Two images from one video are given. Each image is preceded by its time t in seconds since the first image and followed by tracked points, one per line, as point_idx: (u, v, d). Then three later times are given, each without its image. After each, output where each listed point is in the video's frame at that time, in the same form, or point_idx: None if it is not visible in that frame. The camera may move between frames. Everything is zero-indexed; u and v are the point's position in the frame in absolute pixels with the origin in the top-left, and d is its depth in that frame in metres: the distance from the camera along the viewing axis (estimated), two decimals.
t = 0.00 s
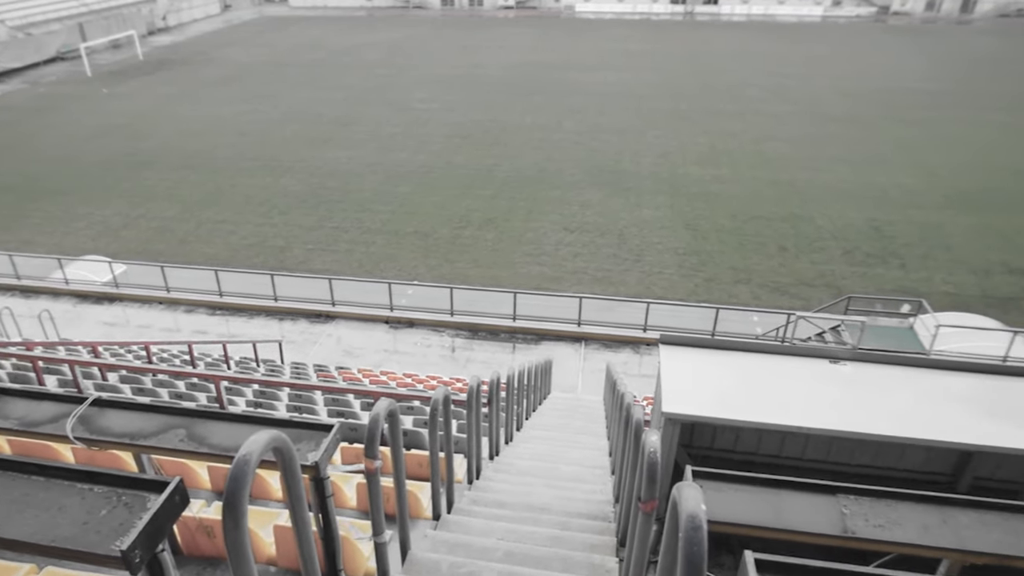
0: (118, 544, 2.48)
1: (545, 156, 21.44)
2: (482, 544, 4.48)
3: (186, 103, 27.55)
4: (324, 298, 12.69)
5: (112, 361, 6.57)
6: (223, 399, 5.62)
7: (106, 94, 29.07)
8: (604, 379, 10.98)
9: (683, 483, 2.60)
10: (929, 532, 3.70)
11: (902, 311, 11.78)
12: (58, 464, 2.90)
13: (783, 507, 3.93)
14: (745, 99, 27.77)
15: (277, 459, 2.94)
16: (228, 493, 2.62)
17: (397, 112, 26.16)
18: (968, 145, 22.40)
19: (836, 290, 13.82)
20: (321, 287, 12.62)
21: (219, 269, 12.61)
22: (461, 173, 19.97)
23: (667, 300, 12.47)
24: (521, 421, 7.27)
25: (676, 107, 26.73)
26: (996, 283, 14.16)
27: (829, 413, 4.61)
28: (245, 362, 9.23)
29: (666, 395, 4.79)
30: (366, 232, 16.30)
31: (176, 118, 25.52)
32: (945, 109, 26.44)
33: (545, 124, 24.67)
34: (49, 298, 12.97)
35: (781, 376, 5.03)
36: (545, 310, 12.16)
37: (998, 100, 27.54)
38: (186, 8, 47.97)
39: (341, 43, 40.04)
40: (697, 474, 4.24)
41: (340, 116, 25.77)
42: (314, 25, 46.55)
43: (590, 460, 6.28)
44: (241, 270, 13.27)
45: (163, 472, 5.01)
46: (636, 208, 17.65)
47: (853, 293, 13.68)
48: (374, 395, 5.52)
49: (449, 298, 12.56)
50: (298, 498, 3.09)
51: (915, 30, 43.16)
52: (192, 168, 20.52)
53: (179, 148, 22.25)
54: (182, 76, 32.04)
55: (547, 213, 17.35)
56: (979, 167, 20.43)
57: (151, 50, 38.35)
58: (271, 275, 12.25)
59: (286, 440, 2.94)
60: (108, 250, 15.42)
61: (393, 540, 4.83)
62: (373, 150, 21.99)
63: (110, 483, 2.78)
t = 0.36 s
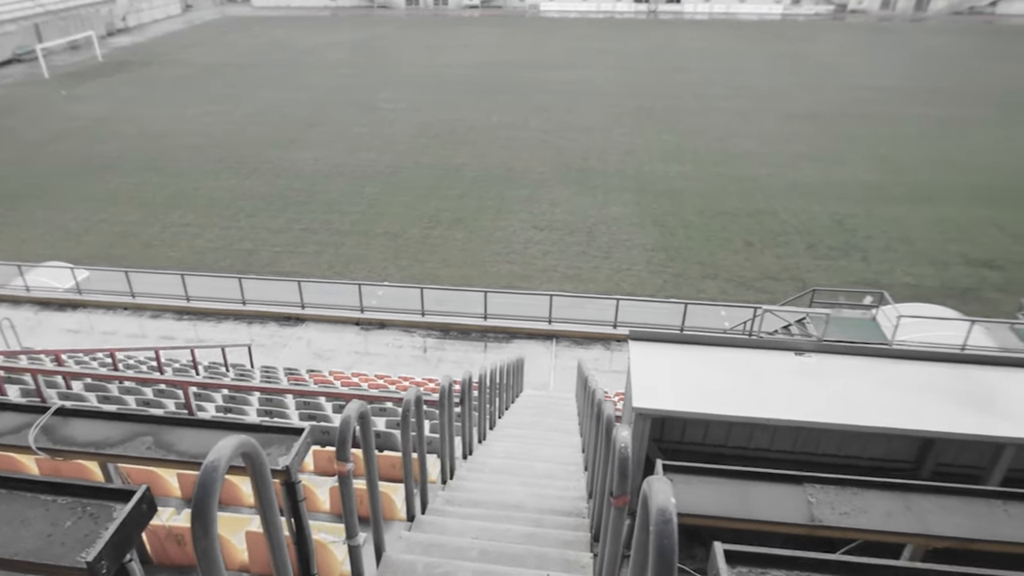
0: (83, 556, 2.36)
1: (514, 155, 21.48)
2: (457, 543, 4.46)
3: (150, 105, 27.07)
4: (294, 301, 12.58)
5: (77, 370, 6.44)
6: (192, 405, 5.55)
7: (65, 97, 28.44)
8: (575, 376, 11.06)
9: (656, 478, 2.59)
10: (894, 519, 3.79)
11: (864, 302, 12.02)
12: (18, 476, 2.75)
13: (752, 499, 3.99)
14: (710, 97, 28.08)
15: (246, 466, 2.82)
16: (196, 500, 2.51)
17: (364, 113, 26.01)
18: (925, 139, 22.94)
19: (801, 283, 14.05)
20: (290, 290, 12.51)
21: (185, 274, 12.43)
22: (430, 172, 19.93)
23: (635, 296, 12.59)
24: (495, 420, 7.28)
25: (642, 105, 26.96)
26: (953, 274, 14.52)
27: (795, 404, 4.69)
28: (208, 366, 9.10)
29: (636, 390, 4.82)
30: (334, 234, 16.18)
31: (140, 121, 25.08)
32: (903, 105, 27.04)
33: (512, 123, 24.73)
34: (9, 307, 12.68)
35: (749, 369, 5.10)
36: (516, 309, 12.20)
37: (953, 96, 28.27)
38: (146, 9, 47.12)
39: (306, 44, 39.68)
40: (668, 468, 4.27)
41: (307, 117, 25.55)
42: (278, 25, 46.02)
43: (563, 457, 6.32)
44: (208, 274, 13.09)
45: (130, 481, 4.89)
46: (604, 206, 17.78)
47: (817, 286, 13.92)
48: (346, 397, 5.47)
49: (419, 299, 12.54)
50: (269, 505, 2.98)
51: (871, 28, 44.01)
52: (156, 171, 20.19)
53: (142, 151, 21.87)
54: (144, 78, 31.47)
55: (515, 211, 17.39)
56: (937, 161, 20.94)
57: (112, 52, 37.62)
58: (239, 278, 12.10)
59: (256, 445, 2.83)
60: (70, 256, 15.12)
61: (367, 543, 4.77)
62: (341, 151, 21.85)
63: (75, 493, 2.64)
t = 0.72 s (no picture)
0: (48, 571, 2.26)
1: (483, 154, 21.49)
2: (432, 543, 4.44)
3: (112, 108, 26.53)
4: (263, 305, 12.47)
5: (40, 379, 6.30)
6: (161, 412, 5.45)
7: (23, 100, 27.75)
8: (548, 373, 11.11)
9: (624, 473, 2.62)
10: (859, 506, 3.88)
11: (828, 295, 12.24)
12: None
13: (722, 491, 4.06)
14: (676, 95, 28.32)
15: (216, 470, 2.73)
16: (164, 506, 2.41)
17: (332, 113, 25.81)
18: (885, 135, 23.41)
19: (768, 277, 14.27)
20: (259, 293, 12.37)
21: (151, 278, 12.22)
22: (399, 173, 19.86)
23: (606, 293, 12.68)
24: (468, 419, 7.29)
25: (609, 103, 27.15)
26: (913, 265, 14.85)
27: (763, 397, 4.76)
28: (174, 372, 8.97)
29: (608, 386, 4.85)
30: (303, 236, 16.04)
31: (101, 124, 24.57)
32: (863, 101, 27.58)
33: (480, 122, 24.73)
34: None
35: (719, 362, 5.17)
36: (488, 308, 12.20)
37: (909, 92, 28.89)
38: (105, 10, 46.14)
39: (271, 44, 39.22)
40: (640, 463, 4.31)
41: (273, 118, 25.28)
42: (241, 25, 45.37)
43: (537, 454, 6.35)
44: (175, 278, 12.88)
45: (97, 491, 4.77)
46: (573, 204, 17.86)
47: (783, 280, 14.14)
48: (318, 400, 5.43)
49: (390, 299, 12.49)
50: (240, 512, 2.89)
51: (830, 26, 44.78)
52: (119, 174, 19.81)
53: (105, 154, 21.45)
54: (105, 80, 30.82)
55: (484, 211, 17.38)
56: (898, 156, 21.41)
57: (73, 53, 36.78)
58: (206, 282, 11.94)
59: (224, 449, 2.74)
60: (30, 263, 14.77)
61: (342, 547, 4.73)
62: (308, 152, 21.66)
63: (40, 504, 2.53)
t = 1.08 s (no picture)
0: None
1: (453, 154, 21.46)
2: (408, 544, 4.42)
3: (74, 111, 25.97)
4: (234, 308, 12.34)
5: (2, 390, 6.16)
6: (130, 420, 5.37)
7: None
8: (521, 372, 11.22)
9: (596, 471, 2.65)
10: (827, 495, 3.96)
11: (794, 288, 12.44)
12: None
13: (693, 483, 4.11)
14: (643, 93, 28.53)
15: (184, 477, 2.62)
16: (133, 518, 2.29)
17: (300, 114, 25.57)
18: (848, 131, 23.82)
19: (736, 272, 14.46)
20: (229, 297, 12.24)
21: (117, 284, 12.03)
22: (369, 173, 19.76)
23: (578, 290, 12.76)
24: (442, 419, 7.29)
25: (578, 102, 27.26)
26: (876, 258, 15.15)
27: (732, 390, 4.83)
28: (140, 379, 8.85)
29: (580, 383, 4.89)
30: (272, 238, 15.89)
31: (63, 127, 24.05)
32: (826, 98, 28.04)
33: (449, 122, 24.68)
34: None
35: (688, 357, 5.24)
36: (461, 308, 12.21)
37: (870, 89, 29.46)
38: (64, 11, 45.09)
39: (237, 44, 38.69)
40: (613, 459, 4.32)
41: (241, 119, 24.98)
42: (205, 26, 44.63)
43: (512, 452, 6.39)
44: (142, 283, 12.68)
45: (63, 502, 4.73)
46: (542, 202, 17.93)
47: (750, 275, 14.35)
48: (291, 403, 5.38)
49: (361, 301, 12.44)
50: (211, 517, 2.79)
51: (792, 25, 45.41)
52: (82, 179, 19.43)
53: (67, 158, 21.00)
54: (67, 83, 30.16)
55: (454, 211, 17.34)
56: (861, 151, 21.83)
57: (32, 55, 35.91)
58: (175, 287, 11.78)
59: (193, 455, 2.63)
60: None
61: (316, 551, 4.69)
62: (277, 153, 21.44)
63: None
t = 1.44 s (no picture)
0: None
1: (421, 154, 21.38)
2: (383, 545, 4.41)
3: (33, 114, 25.35)
4: (202, 313, 12.19)
5: None
6: (97, 428, 5.28)
7: None
8: (494, 371, 11.33)
9: (568, 467, 2.66)
10: (795, 485, 4.03)
11: (760, 283, 12.63)
12: None
13: (664, 476, 4.15)
14: (611, 91, 28.69)
15: (155, 485, 2.53)
16: (99, 528, 2.22)
17: (267, 115, 25.28)
18: (812, 127, 24.20)
19: (704, 267, 14.63)
20: (197, 301, 12.10)
21: (81, 290, 11.80)
22: (338, 174, 19.62)
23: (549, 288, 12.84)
24: (416, 420, 7.29)
25: (546, 100, 27.32)
26: (839, 252, 15.40)
27: (701, 385, 4.89)
28: (106, 386, 8.74)
29: (552, 380, 4.91)
30: (240, 241, 15.71)
31: (21, 131, 23.46)
32: (788, 95, 28.42)
33: (418, 121, 24.59)
34: None
35: (658, 352, 5.30)
36: (431, 308, 12.21)
37: (832, 85, 29.97)
38: (19, 11, 43.90)
39: (200, 45, 38.07)
40: (585, 455, 4.34)
41: (205, 121, 24.61)
42: (166, 27, 43.80)
43: (485, 451, 6.41)
44: (106, 288, 12.45)
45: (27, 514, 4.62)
46: (512, 201, 17.96)
47: (718, 270, 14.53)
48: (262, 408, 5.33)
49: (332, 302, 12.37)
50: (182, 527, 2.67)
51: (754, 23, 45.99)
52: (43, 183, 18.98)
53: (25, 162, 20.49)
54: (24, 85, 29.40)
55: (424, 211, 17.29)
56: (825, 146, 22.21)
57: None
58: (140, 292, 11.60)
59: (163, 463, 2.53)
60: None
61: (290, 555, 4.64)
62: (243, 155, 21.18)
63: None
